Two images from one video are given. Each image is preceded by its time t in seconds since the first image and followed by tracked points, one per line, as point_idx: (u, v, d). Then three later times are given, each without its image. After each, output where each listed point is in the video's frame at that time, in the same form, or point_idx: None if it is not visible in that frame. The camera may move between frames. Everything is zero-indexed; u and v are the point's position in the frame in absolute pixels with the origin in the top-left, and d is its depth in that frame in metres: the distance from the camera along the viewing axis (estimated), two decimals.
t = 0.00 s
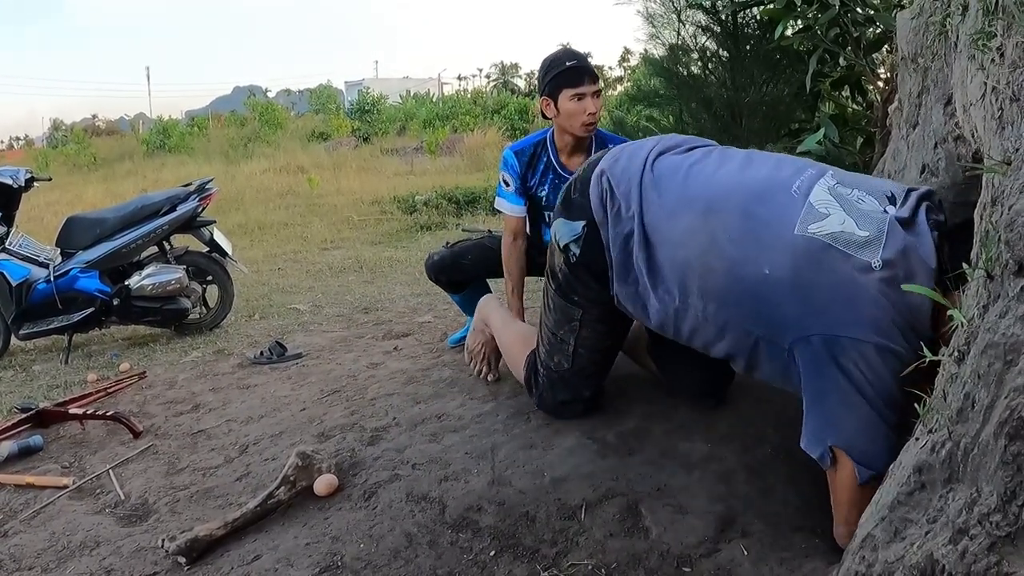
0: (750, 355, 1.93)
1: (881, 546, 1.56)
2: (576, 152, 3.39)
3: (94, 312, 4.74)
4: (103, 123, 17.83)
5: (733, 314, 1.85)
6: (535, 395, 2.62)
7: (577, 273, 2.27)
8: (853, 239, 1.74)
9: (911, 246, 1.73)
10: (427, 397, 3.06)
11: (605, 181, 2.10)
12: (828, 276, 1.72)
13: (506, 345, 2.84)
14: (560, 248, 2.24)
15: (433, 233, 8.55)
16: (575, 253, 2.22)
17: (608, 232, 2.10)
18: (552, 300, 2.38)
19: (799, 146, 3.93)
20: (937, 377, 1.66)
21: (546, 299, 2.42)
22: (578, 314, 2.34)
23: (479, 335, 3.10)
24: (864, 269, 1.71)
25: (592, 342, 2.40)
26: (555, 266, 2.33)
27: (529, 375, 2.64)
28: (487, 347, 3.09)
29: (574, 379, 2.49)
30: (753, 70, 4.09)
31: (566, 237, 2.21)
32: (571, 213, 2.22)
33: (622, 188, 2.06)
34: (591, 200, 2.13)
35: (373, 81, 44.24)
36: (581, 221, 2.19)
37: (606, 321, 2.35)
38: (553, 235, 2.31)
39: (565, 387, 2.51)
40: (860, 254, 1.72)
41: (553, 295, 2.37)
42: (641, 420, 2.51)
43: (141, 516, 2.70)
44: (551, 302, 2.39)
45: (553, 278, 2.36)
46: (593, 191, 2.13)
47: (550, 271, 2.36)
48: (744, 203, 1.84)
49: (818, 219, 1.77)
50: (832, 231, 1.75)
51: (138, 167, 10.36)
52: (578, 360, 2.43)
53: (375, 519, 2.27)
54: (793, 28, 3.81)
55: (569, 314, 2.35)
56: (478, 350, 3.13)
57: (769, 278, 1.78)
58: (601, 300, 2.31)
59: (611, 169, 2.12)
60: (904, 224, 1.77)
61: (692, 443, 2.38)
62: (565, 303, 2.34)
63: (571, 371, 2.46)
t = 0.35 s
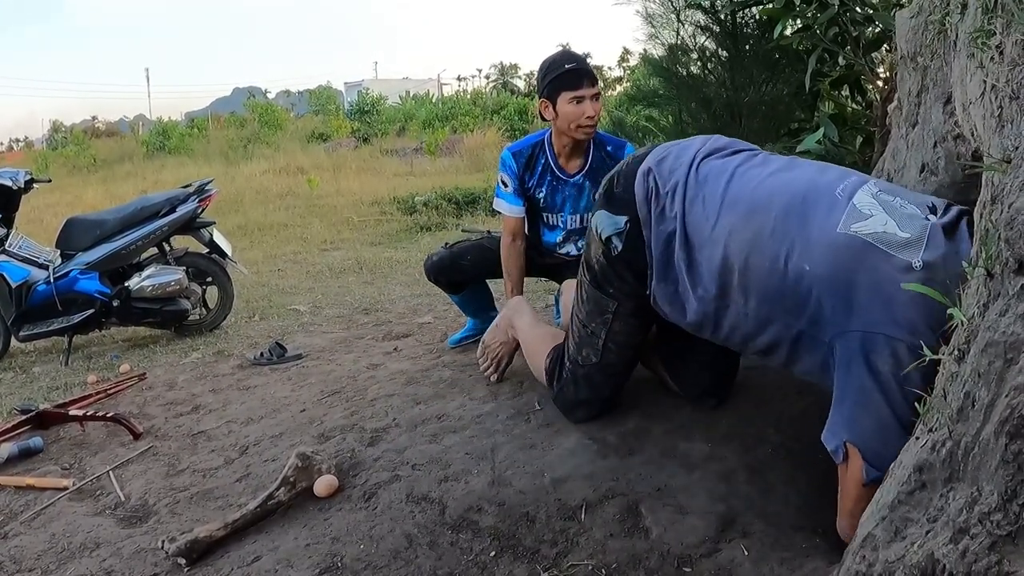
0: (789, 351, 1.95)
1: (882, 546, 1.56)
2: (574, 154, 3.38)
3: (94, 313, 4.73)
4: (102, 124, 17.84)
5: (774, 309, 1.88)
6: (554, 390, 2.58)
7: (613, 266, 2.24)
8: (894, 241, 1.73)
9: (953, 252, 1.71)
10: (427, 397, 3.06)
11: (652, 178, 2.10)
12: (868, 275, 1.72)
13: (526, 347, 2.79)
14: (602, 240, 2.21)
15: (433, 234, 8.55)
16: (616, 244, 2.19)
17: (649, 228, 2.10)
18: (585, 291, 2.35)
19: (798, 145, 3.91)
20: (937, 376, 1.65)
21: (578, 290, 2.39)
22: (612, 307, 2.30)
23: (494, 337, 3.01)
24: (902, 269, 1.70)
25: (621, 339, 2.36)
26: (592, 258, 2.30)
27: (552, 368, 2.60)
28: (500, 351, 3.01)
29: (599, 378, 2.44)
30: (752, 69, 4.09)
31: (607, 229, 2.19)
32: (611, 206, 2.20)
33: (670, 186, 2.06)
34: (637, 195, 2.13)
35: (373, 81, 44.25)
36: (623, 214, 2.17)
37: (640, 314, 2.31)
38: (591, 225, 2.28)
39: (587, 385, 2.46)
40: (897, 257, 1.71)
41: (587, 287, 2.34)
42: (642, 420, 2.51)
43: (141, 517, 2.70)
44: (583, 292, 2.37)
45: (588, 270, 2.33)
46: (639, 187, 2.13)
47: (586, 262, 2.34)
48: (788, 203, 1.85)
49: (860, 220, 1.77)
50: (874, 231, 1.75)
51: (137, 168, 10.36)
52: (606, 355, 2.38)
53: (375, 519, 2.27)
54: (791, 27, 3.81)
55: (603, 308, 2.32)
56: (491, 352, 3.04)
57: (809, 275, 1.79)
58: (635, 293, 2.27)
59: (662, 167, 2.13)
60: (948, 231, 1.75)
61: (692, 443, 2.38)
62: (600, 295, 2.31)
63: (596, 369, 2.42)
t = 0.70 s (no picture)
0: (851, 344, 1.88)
1: (881, 546, 1.56)
2: (572, 155, 3.38)
3: (94, 312, 4.73)
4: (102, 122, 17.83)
5: (849, 292, 1.79)
6: (593, 397, 2.35)
7: (680, 254, 2.10)
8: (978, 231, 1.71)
9: None
10: (426, 396, 3.06)
11: (725, 166, 2.01)
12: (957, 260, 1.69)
13: (544, 362, 2.53)
14: (674, 226, 2.04)
15: (433, 232, 8.55)
16: (691, 232, 2.04)
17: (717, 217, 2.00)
18: (643, 282, 2.18)
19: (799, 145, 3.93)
20: (937, 376, 1.65)
21: (630, 283, 2.22)
22: (678, 296, 2.15)
23: (482, 340, 2.75)
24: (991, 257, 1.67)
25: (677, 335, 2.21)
26: (651, 246, 2.15)
27: (587, 376, 2.38)
28: (485, 354, 2.76)
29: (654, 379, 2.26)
30: (752, 69, 4.08)
31: (679, 215, 2.03)
32: (682, 194, 2.07)
33: (745, 173, 1.97)
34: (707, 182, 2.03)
35: (373, 80, 44.24)
36: (695, 204, 2.04)
37: (703, 305, 2.17)
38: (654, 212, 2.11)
39: (639, 386, 2.27)
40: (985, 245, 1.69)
41: (645, 275, 2.17)
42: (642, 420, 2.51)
43: (140, 516, 2.70)
44: (637, 283, 2.20)
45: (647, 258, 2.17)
46: (710, 174, 2.02)
47: (639, 251, 2.19)
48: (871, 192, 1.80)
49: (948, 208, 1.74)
50: (959, 219, 1.72)
51: (137, 166, 10.35)
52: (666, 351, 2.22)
53: (374, 518, 2.27)
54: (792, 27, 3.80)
55: (667, 298, 2.16)
56: (474, 356, 2.77)
57: (894, 257, 1.73)
58: (698, 280, 2.13)
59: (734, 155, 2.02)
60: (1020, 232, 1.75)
61: (692, 442, 2.38)
62: (664, 284, 2.15)
63: (652, 368, 2.24)
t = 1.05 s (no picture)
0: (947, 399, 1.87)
1: (876, 550, 1.56)
2: (575, 153, 3.38)
3: (93, 303, 4.73)
4: (104, 114, 17.83)
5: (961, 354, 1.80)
6: (669, 420, 2.14)
7: (797, 273, 1.90)
8: None
9: None
10: (424, 393, 3.06)
11: (859, 207, 1.93)
12: None
13: (612, 387, 2.38)
14: (805, 247, 1.86)
15: (434, 229, 8.55)
16: (821, 259, 1.88)
17: (843, 258, 1.92)
18: (750, 294, 1.94)
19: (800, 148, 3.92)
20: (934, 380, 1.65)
21: (729, 296, 1.99)
22: (787, 318, 1.93)
23: (545, 383, 2.62)
24: None
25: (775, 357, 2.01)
26: (764, 258, 1.92)
27: (663, 395, 2.17)
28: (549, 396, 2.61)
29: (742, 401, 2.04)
30: (755, 71, 4.07)
31: (815, 238, 1.85)
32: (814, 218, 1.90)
33: (879, 219, 1.91)
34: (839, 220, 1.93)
35: (377, 77, 44.24)
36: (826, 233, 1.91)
37: (803, 334, 1.97)
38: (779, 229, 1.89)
39: (724, 408, 2.04)
40: None
41: (753, 288, 1.94)
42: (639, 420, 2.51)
43: (136, 508, 2.70)
44: (741, 293, 1.96)
45: (756, 269, 1.94)
46: (842, 211, 1.93)
47: (746, 259, 1.96)
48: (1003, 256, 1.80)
49: None
50: None
51: (139, 158, 10.35)
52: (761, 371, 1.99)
53: (370, 514, 2.27)
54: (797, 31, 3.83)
55: (774, 316, 1.93)
56: (535, 400, 2.61)
57: None
58: (810, 301, 1.93)
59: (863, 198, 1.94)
60: None
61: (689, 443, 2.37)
62: (776, 300, 1.92)
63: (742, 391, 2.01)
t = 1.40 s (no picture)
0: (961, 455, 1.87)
1: (871, 558, 1.56)
2: (580, 152, 3.37)
3: (93, 291, 4.73)
4: (109, 102, 17.84)
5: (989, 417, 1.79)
6: (674, 440, 2.16)
7: (829, 318, 1.90)
8: None
9: None
10: (422, 389, 3.06)
11: (905, 257, 1.92)
12: None
13: (613, 393, 2.41)
14: (842, 294, 1.83)
15: (435, 226, 8.54)
16: (856, 307, 1.85)
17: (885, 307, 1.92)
18: (776, 332, 1.95)
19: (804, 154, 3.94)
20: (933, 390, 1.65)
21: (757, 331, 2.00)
22: (809, 361, 1.94)
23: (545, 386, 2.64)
24: None
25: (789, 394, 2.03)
26: (798, 298, 1.92)
27: (672, 414, 2.19)
28: (547, 396, 2.62)
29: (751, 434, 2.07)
30: (761, 77, 4.08)
31: (853, 287, 1.82)
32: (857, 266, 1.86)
33: (925, 268, 1.89)
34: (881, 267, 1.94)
35: (382, 72, 44.24)
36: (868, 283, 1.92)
37: (826, 377, 1.98)
38: (825, 269, 1.87)
39: (732, 439, 2.07)
40: None
41: (781, 328, 1.95)
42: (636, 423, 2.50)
43: (131, 497, 2.70)
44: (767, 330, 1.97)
45: (788, 309, 1.94)
46: (887, 260, 1.94)
47: (780, 297, 1.96)
48: None
49: None
50: None
51: (142, 148, 10.35)
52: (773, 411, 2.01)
53: (365, 509, 2.27)
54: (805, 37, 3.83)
55: (796, 359, 1.94)
56: (534, 398, 2.62)
57: None
58: (838, 348, 1.94)
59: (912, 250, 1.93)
60: None
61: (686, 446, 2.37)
62: (801, 343, 1.93)
63: (752, 425, 2.04)
